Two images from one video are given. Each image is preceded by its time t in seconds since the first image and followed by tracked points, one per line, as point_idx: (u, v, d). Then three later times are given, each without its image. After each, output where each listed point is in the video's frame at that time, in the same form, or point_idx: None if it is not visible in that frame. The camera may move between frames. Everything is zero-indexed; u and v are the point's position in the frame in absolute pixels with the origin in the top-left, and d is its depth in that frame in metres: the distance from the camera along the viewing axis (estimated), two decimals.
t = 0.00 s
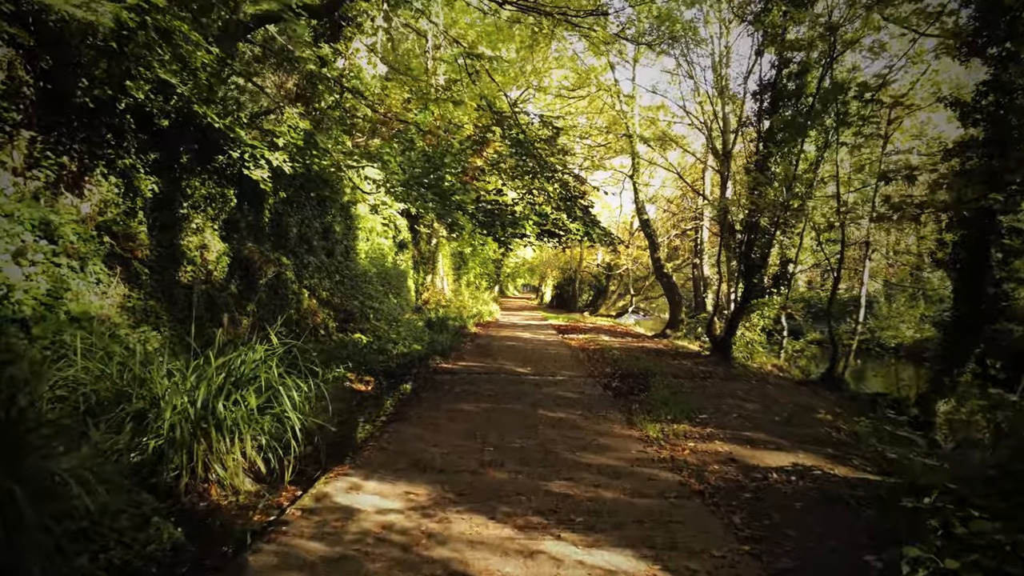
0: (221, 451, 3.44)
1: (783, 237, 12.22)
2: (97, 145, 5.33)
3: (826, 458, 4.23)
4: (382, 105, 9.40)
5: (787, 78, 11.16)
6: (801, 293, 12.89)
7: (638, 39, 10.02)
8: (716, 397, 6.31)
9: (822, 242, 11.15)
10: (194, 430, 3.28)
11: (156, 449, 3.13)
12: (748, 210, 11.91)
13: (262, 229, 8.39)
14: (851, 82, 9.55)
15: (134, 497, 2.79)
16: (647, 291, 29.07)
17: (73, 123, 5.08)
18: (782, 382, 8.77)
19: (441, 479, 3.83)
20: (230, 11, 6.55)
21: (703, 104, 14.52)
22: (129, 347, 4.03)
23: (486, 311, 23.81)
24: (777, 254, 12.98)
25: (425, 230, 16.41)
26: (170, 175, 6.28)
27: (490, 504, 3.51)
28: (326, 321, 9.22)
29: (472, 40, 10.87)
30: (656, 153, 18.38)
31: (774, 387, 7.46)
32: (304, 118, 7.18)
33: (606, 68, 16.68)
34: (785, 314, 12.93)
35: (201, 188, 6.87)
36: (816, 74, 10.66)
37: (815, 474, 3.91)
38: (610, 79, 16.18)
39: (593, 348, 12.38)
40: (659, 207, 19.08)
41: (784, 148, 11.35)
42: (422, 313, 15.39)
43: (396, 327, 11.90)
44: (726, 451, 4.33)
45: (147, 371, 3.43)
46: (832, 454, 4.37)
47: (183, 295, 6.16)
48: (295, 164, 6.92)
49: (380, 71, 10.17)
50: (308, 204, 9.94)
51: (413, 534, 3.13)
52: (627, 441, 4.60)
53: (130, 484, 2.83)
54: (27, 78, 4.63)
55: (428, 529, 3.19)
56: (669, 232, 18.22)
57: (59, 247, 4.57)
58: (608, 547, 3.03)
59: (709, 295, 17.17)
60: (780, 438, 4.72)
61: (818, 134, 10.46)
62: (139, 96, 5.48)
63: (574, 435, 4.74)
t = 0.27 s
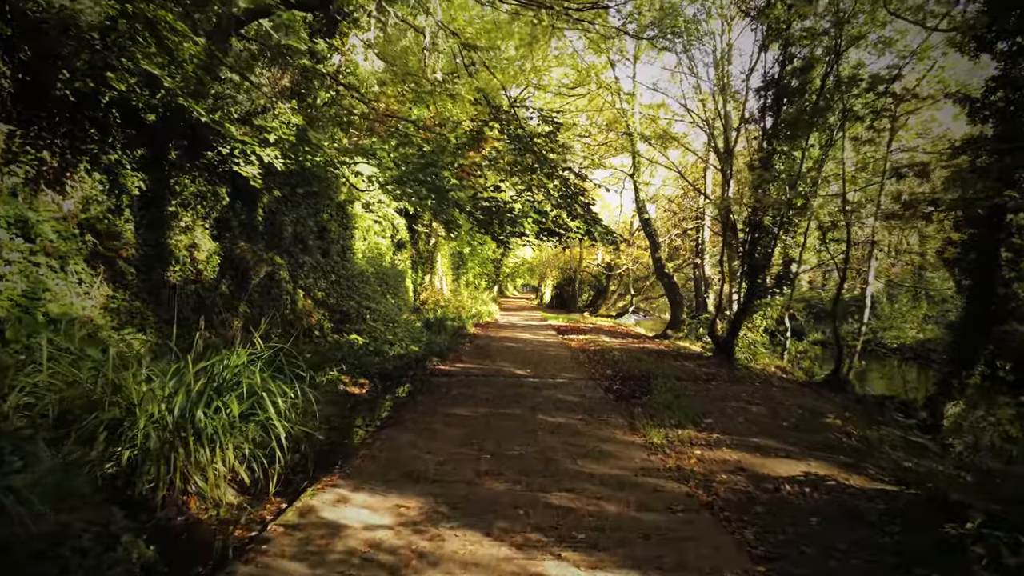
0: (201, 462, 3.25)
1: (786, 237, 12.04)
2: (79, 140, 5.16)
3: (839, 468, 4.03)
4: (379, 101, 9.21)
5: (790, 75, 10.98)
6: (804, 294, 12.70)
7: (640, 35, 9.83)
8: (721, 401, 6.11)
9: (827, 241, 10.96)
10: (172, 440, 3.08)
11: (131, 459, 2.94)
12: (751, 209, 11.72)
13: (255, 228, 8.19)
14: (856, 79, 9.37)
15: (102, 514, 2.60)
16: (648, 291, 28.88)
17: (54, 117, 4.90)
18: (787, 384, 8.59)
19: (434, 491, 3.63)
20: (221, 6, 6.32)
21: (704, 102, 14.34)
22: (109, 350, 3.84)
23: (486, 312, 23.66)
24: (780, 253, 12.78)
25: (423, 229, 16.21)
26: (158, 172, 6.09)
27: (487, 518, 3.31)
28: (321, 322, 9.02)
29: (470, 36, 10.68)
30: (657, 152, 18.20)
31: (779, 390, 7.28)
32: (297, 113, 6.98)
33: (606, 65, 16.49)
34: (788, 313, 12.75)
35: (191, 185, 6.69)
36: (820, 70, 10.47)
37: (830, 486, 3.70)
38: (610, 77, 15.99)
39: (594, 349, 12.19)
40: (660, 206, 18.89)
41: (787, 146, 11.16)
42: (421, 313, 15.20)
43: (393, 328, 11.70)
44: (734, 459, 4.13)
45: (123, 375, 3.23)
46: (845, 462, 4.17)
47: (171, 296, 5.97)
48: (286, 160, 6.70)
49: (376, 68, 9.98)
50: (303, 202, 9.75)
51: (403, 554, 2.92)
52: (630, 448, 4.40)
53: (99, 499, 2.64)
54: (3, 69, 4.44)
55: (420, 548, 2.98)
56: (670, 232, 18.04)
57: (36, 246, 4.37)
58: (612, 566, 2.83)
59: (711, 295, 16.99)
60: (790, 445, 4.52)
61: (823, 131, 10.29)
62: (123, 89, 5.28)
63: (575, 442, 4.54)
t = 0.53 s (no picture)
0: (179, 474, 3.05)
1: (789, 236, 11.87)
2: (61, 135, 4.97)
3: (853, 478, 3.83)
4: (375, 97, 9.02)
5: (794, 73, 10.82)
6: (807, 294, 12.52)
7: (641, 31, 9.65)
8: (727, 405, 5.92)
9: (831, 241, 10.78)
10: (146, 451, 2.89)
11: (102, 472, 2.75)
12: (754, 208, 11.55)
13: (248, 227, 8.00)
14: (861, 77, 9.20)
15: (66, 533, 2.41)
16: (648, 292, 28.70)
17: (34, 111, 4.72)
18: (791, 386, 8.41)
19: (427, 504, 3.44)
20: None
21: (706, 100, 14.17)
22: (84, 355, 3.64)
23: (485, 312, 23.48)
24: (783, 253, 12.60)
25: (421, 228, 16.04)
26: (145, 168, 5.91)
27: (482, 533, 3.12)
28: (315, 323, 8.84)
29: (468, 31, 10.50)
30: (658, 151, 18.03)
31: (785, 393, 7.09)
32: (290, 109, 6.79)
33: (607, 63, 16.31)
34: (791, 314, 12.56)
35: (181, 183, 6.49)
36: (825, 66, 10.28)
37: (844, 497, 3.51)
38: (610, 74, 15.82)
39: (594, 350, 12.01)
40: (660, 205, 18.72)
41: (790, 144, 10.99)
42: (418, 314, 15.02)
43: (390, 329, 11.52)
44: (743, 468, 3.94)
45: (95, 382, 3.03)
46: (859, 472, 3.98)
47: (158, 296, 5.78)
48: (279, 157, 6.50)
49: (372, 64, 9.80)
50: (297, 201, 9.57)
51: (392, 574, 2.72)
52: (633, 456, 4.21)
53: (63, 516, 2.45)
54: None
55: (409, 568, 2.79)
56: (671, 232, 17.87)
57: (12, 244, 4.17)
58: None
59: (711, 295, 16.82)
60: (801, 453, 4.33)
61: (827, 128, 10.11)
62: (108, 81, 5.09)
63: (576, 450, 4.35)
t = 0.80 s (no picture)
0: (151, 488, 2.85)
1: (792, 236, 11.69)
2: (40, 129, 4.79)
3: (870, 490, 3.63)
4: (371, 93, 8.84)
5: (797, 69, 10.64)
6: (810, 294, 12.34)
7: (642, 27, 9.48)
8: (733, 409, 5.72)
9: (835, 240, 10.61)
10: (117, 464, 2.69)
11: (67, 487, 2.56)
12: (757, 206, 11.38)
13: (240, 225, 7.82)
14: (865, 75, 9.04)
15: (22, 554, 2.21)
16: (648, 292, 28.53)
17: (12, 103, 4.52)
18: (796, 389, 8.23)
19: (417, 520, 3.23)
20: None
21: (708, 98, 14.00)
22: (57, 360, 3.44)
23: (484, 312, 23.30)
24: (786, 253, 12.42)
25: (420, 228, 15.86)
26: (130, 165, 5.71)
27: (476, 551, 2.92)
28: (310, 324, 8.65)
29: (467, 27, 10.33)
30: (658, 150, 17.86)
31: (791, 396, 6.90)
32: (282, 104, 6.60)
33: (607, 61, 16.13)
34: (794, 314, 12.37)
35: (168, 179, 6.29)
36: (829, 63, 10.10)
37: (861, 511, 3.32)
38: (610, 72, 15.65)
39: (594, 351, 11.83)
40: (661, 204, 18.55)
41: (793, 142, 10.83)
42: (416, 314, 14.85)
43: (387, 330, 11.34)
44: (753, 479, 3.74)
45: (64, 390, 2.84)
46: (876, 482, 3.77)
47: (143, 297, 5.59)
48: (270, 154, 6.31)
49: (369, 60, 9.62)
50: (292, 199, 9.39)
51: None
52: (636, 466, 4.02)
53: (22, 536, 2.24)
54: None
55: None
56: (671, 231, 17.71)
57: None
58: None
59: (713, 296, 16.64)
60: (813, 462, 4.13)
61: (832, 126, 9.94)
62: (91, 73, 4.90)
63: (576, 458, 4.15)
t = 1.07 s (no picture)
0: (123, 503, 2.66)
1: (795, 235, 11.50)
2: (18, 122, 4.55)
3: (889, 502, 3.42)
4: (366, 89, 8.64)
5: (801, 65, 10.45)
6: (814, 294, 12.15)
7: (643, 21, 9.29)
8: (739, 414, 5.52)
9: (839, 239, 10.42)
10: (81, 479, 2.49)
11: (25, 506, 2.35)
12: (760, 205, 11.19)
13: (231, 224, 7.61)
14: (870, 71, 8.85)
15: None
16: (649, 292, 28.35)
17: None
18: (802, 391, 8.03)
19: (407, 537, 3.02)
20: None
21: (709, 95, 13.81)
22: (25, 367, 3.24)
23: (483, 312, 23.11)
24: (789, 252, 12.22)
25: (418, 227, 15.67)
26: (115, 161, 5.50)
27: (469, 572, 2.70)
28: (304, 325, 8.45)
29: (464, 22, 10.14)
30: (659, 148, 17.68)
31: (798, 399, 6.70)
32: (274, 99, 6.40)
33: (607, 58, 15.95)
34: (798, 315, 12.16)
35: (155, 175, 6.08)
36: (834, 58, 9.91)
37: (881, 527, 3.11)
38: (610, 70, 15.47)
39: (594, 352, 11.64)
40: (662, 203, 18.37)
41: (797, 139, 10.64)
42: (414, 314, 14.65)
43: (384, 330, 11.15)
44: (765, 490, 3.54)
45: (25, 400, 2.63)
46: (894, 494, 3.57)
47: (128, 297, 5.38)
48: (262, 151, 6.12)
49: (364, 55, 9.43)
50: (286, 198, 9.20)
51: None
52: (640, 475, 3.81)
53: None
54: None
55: None
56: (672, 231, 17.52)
57: None
58: None
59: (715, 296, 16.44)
60: (827, 471, 3.92)
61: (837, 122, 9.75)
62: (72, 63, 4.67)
63: (578, 467, 3.95)
